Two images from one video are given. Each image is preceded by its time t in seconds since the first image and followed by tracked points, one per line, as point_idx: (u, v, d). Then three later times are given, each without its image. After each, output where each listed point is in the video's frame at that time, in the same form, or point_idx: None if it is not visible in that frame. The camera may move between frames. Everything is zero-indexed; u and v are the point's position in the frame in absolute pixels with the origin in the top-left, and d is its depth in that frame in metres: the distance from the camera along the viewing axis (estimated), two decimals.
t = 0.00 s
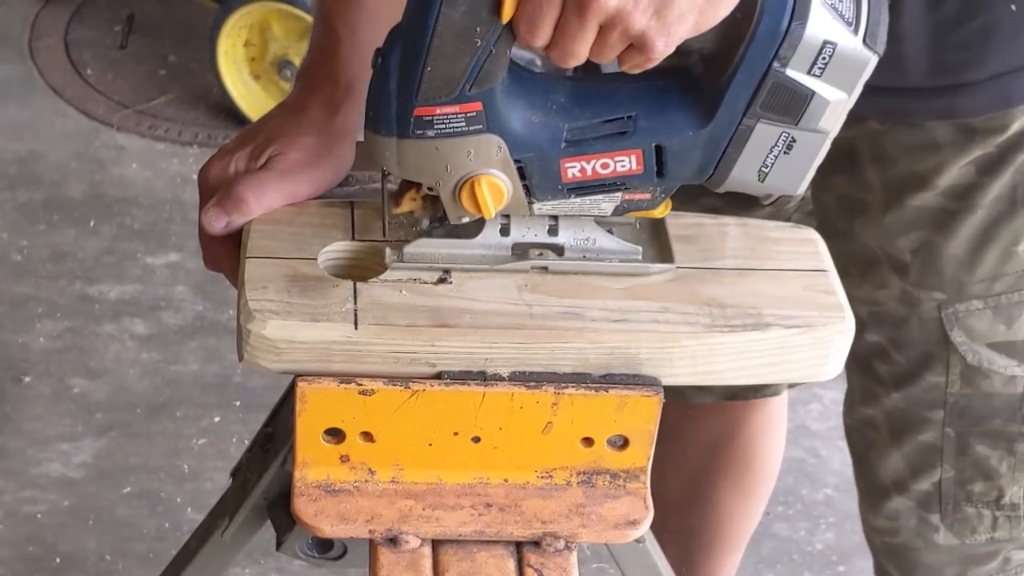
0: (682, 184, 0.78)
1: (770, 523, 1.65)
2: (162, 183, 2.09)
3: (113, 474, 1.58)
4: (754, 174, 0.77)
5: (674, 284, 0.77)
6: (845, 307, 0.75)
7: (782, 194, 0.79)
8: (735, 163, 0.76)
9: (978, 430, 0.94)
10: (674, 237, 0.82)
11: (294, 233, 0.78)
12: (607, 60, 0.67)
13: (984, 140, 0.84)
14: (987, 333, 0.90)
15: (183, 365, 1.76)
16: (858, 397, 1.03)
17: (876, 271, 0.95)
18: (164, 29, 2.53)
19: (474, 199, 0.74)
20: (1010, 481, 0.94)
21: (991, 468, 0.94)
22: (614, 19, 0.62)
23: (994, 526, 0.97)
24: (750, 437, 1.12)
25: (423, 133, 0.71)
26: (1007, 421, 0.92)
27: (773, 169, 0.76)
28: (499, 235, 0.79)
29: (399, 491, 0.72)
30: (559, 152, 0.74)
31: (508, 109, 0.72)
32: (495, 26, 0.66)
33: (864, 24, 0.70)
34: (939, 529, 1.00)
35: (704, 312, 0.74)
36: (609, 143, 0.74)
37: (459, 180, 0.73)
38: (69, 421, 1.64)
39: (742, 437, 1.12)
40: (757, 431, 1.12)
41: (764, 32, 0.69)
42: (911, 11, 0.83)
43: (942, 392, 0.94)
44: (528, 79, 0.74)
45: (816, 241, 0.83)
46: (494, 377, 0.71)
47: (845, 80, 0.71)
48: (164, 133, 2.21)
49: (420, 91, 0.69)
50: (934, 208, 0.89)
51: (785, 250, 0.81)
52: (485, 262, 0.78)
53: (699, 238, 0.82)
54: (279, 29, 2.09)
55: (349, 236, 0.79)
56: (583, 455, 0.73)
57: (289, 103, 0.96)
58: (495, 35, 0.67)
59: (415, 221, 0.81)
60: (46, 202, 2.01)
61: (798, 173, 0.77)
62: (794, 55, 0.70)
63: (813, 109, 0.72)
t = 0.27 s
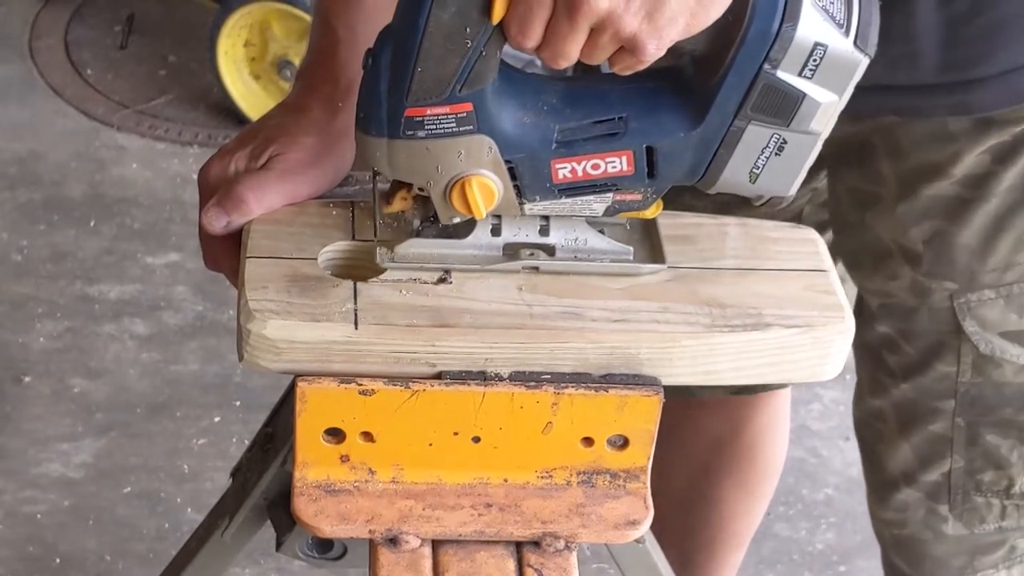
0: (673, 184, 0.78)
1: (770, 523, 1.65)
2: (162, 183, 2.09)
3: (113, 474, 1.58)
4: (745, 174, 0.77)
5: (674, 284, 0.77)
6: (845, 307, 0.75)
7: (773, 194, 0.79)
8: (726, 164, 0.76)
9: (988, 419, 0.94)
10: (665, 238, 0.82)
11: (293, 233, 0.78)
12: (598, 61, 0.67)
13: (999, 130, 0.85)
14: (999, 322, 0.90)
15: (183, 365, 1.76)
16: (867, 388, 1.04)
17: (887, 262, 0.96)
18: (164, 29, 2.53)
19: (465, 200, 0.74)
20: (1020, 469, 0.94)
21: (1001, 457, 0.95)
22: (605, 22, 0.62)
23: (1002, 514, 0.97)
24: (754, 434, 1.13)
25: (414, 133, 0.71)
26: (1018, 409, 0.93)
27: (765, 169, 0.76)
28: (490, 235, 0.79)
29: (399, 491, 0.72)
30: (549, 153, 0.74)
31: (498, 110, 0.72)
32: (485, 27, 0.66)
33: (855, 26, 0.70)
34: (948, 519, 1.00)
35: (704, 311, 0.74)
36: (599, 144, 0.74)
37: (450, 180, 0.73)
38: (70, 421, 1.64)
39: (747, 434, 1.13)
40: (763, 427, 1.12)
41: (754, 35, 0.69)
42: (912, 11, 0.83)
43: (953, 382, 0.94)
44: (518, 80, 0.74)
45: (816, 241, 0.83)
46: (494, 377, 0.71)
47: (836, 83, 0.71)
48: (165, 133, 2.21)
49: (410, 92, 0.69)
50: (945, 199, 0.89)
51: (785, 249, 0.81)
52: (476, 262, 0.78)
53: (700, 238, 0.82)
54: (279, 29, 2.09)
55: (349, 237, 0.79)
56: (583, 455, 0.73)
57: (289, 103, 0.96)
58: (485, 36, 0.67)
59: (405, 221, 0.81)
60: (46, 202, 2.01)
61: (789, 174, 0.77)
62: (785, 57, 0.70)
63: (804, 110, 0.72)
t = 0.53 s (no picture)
0: (666, 184, 0.78)
1: (770, 523, 1.65)
2: (162, 184, 2.09)
3: (113, 474, 1.58)
4: (737, 175, 0.77)
5: (674, 284, 0.77)
6: (845, 307, 0.75)
7: (764, 194, 0.79)
8: (718, 164, 0.76)
9: (977, 421, 0.94)
10: (658, 237, 0.82)
11: (294, 233, 0.78)
12: (589, 63, 0.67)
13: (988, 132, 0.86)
14: (988, 324, 0.90)
15: (183, 365, 1.76)
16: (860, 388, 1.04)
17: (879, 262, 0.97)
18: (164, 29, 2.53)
19: (457, 199, 0.74)
20: (1008, 471, 0.95)
21: (990, 458, 0.95)
22: (596, 26, 0.62)
23: (990, 516, 0.97)
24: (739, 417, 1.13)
25: (406, 135, 0.70)
26: (1007, 411, 0.93)
27: (757, 169, 0.76)
28: (482, 235, 0.79)
29: (399, 491, 0.72)
30: (542, 154, 0.74)
31: (491, 111, 0.72)
32: (476, 30, 0.66)
33: (847, 25, 0.70)
34: (937, 521, 1.00)
35: (704, 312, 0.74)
36: (591, 144, 0.74)
37: (442, 182, 0.73)
38: (70, 421, 1.64)
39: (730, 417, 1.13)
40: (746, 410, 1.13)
41: (745, 35, 0.69)
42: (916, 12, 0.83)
43: (943, 383, 0.94)
44: (510, 81, 0.74)
45: (816, 241, 0.83)
46: (494, 377, 0.71)
47: (828, 82, 0.72)
48: (164, 133, 2.21)
49: (402, 94, 0.69)
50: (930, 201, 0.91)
51: (785, 249, 0.81)
52: (468, 262, 0.77)
53: (700, 237, 0.82)
54: (279, 29, 2.09)
55: (349, 238, 0.79)
56: (583, 455, 0.73)
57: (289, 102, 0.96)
58: (477, 39, 0.67)
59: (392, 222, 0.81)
60: (46, 202, 2.01)
61: (780, 173, 0.77)
62: (777, 57, 0.70)
63: (796, 110, 0.73)
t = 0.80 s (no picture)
0: (660, 182, 0.78)
1: (770, 523, 1.65)
2: (162, 184, 2.09)
3: (113, 474, 1.58)
4: (730, 173, 0.77)
5: (675, 284, 0.77)
6: (845, 307, 0.75)
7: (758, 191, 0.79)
8: (712, 163, 0.76)
9: (990, 408, 0.95)
10: (652, 237, 0.82)
11: (293, 233, 0.78)
12: (584, 62, 0.67)
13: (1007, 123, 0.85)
14: (1003, 312, 0.91)
15: (183, 365, 1.76)
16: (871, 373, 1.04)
17: (894, 251, 0.96)
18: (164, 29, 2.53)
19: (451, 199, 0.74)
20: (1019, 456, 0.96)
21: (1002, 444, 0.96)
22: (592, 24, 0.62)
23: (999, 501, 0.99)
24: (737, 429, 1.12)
25: (400, 135, 0.70)
26: (1021, 398, 0.93)
27: (750, 168, 0.76)
28: (476, 234, 0.79)
29: (399, 491, 0.72)
30: (535, 154, 0.74)
31: (485, 110, 0.71)
32: (470, 31, 0.66)
33: (840, 24, 0.70)
34: (946, 506, 1.01)
35: (704, 312, 0.74)
36: (584, 144, 0.74)
37: (436, 182, 0.73)
38: (70, 422, 1.64)
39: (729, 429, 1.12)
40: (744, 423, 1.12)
41: (739, 35, 0.69)
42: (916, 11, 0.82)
43: (956, 370, 0.95)
44: (503, 80, 0.73)
45: (816, 241, 0.83)
46: (494, 377, 0.71)
47: (822, 81, 0.72)
48: (164, 133, 2.21)
49: (396, 94, 0.69)
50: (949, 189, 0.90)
51: (785, 249, 0.81)
52: (462, 261, 0.77)
53: (700, 237, 0.82)
54: (279, 29, 2.09)
55: (348, 238, 0.79)
56: (583, 455, 0.73)
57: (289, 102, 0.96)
58: (471, 39, 0.67)
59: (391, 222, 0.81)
60: (46, 203, 2.01)
61: (774, 172, 0.77)
62: (770, 56, 0.70)
63: (789, 109, 0.72)
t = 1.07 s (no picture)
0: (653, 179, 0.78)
1: (770, 524, 1.65)
2: (162, 184, 2.09)
3: (113, 474, 1.58)
4: (723, 169, 0.77)
5: (675, 284, 0.77)
6: (845, 308, 0.75)
7: (750, 188, 0.79)
8: (704, 160, 0.76)
9: (974, 424, 0.94)
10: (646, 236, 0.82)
11: (294, 233, 0.78)
12: (576, 61, 0.67)
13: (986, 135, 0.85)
14: (985, 326, 0.90)
15: (183, 365, 1.76)
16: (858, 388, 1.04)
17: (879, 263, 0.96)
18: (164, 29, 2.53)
19: (445, 197, 0.73)
20: (1004, 472, 0.95)
21: (986, 459, 0.95)
22: (585, 24, 0.62)
23: (986, 517, 0.98)
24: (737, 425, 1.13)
25: (394, 135, 0.70)
26: (1003, 412, 0.93)
27: (743, 163, 0.76)
28: (469, 232, 0.79)
29: (399, 491, 0.72)
30: (529, 152, 0.74)
31: (478, 109, 0.71)
32: (463, 30, 0.66)
33: (831, 19, 0.70)
34: (932, 522, 1.01)
35: (704, 312, 0.74)
36: (578, 141, 0.74)
37: (430, 181, 0.73)
38: (70, 422, 1.64)
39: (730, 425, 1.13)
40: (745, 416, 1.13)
41: (731, 32, 0.69)
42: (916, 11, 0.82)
43: (939, 385, 0.94)
44: (496, 79, 0.73)
45: (816, 241, 0.82)
46: (494, 378, 0.71)
47: (813, 76, 0.72)
48: (164, 133, 2.21)
49: (389, 95, 0.69)
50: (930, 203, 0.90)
51: (785, 249, 0.81)
52: (456, 260, 0.77)
53: (699, 238, 0.82)
54: (279, 29, 2.09)
55: (348, 238, 0.79)
56: (583, 455, 0.73)
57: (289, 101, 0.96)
58: (464, 39, 0.67)
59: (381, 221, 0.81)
60: (47, 203, 2.01)
61: (767, 165, 0.77)
62: (762, 52, 0.70)
63: (781, 104, 0.73)
